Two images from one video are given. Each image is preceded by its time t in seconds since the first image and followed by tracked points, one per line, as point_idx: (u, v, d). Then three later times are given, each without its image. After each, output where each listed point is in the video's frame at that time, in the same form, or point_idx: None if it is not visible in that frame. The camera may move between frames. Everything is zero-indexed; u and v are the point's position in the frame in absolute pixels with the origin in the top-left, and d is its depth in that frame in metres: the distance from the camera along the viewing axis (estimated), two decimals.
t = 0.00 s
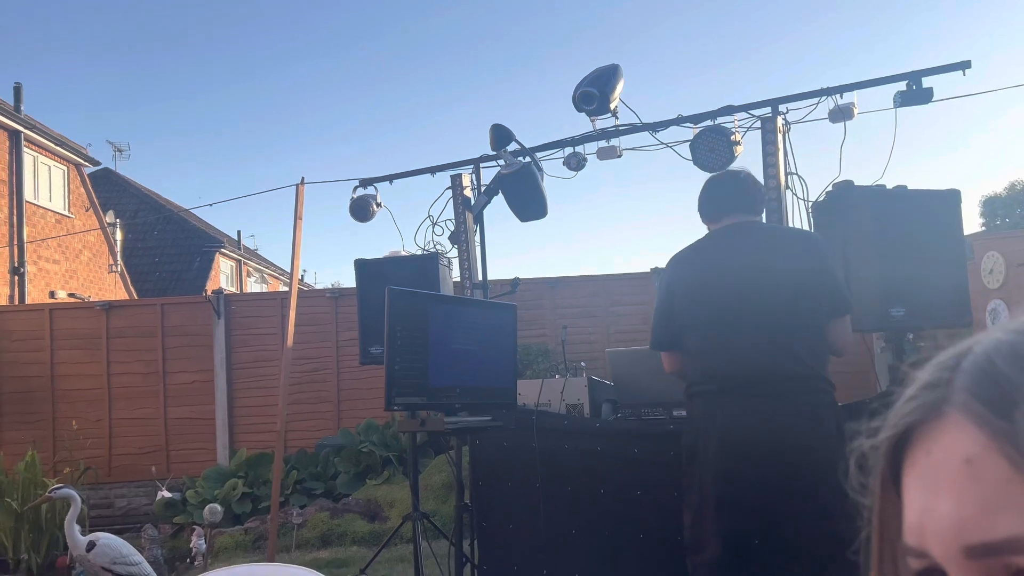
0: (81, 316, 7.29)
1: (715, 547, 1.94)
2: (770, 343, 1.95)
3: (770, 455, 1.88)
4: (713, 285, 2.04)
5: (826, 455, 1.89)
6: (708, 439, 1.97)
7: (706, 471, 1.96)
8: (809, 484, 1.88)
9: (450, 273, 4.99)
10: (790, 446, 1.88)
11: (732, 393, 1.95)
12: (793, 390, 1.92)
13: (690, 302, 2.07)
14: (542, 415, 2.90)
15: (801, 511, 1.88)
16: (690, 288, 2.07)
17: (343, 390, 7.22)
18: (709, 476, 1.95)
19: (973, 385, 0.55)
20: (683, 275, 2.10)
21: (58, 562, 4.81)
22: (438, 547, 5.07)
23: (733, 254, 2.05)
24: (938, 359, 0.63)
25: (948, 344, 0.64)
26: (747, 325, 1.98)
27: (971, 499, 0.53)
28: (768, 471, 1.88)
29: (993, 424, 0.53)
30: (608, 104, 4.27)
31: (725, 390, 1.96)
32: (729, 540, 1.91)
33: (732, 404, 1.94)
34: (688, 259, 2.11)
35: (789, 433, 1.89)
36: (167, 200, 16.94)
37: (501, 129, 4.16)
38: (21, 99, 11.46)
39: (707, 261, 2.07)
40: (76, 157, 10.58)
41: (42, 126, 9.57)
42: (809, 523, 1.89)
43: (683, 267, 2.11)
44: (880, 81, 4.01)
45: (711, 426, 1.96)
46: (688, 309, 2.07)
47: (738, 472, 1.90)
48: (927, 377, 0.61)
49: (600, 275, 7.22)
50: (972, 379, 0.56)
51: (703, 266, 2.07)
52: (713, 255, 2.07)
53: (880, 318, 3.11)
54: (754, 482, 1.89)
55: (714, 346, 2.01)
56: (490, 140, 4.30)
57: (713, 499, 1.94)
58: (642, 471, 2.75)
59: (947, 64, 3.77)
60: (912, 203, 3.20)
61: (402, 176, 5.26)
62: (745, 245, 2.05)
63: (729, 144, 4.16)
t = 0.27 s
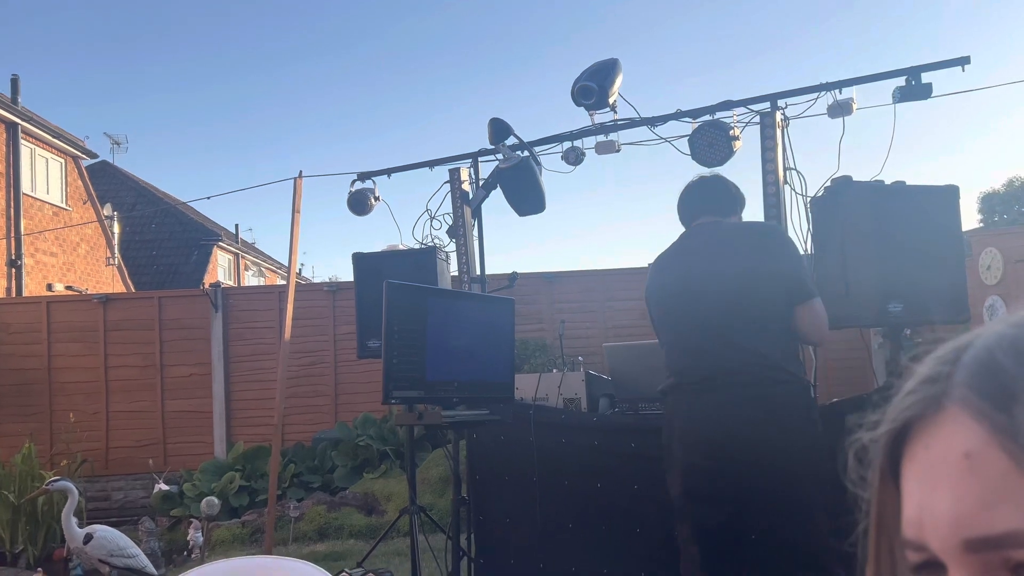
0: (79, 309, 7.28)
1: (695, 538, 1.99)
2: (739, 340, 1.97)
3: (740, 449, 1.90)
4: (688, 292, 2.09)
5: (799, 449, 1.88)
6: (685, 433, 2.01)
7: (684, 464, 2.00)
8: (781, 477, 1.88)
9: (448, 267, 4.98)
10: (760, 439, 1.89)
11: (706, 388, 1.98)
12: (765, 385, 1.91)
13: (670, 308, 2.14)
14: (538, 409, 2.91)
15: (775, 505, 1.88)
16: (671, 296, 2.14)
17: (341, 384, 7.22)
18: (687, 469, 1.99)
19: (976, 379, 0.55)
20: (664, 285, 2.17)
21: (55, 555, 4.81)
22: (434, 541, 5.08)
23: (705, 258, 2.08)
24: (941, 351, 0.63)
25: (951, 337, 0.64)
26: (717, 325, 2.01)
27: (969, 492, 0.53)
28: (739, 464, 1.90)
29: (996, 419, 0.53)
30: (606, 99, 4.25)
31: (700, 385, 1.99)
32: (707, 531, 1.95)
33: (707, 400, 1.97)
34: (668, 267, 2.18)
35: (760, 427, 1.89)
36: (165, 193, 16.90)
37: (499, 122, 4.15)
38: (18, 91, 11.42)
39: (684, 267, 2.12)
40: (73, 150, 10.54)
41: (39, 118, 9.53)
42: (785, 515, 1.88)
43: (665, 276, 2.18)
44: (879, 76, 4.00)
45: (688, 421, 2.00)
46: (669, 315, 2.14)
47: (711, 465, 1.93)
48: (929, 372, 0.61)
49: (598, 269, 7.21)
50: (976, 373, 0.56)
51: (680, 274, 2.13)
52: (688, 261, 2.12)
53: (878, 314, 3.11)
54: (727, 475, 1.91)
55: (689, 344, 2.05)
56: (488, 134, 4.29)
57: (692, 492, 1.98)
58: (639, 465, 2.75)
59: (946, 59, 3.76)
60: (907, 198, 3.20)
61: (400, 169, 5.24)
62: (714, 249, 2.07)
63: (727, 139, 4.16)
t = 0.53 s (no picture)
0: (74, 302, 7.25)
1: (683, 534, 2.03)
2: (723, 340, 1.98)
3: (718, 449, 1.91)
4: (676, 300, 2.11)
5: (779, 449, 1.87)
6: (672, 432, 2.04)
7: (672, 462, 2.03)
8: (762, 478, 1.88)
9: (445, 263, 4.97)
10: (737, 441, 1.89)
11: (690, 388, 2.00)
12: (746, 383, 1.92)
13: (661, 316, 2.17)
14: (535, 405, 2.91)
15: (756, 504, 1.88)
16: (661, 307, 2.16)
17: (337, 379, 7.22)
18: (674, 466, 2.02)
19: (980, 370, 0.56)
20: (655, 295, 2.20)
21: (50, 548, 4.80)
22: (429, 535, 5.09)
23: (690, 264, 2.11)
24: (943, 343, 0.64)
25: (954, 329, 0.64)
26: (702, 328, 2.03)
27: (972, 483, 0.53)
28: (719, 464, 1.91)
29: (999, 410, 0.54)
30: (604, 95, 4.25)
31: (685, 387, 2.02)
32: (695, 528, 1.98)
33: (691, 399, 1.99)
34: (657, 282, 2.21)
35: (739, 428, 1.90)
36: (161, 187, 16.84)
37: (496, 118, 4.14)
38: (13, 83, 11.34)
39: (671, 276, 2.16)
40: (68, 143, 10.49)
41: (34, 111, 9.48)
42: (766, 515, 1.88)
43: (657, 286, 2.22)
44: (877, 74, 4.01)
45: (675, 419, 2.03)
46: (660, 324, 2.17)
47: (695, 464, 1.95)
48: (933, 363, 0.62)
49: (595, 266, 7.22)
50: (981, 364, 0.56)
51: (668, 284, 2.16)
52: (675, 270, 2.15)
53: (874, 312, 3.12)
54: (709, 474, 1.93)
55: (677, 347, 2.08)
56: (486, 129, 4.28)
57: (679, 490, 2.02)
58: (636, 461, 2.75)
59: (944, 57, 3.77)
60: (903, 196, 3.21)
61: (397, 164, 5.23)
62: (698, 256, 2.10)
63: (725, 136, 4.16)
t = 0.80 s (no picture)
0: (67, 298, 7.22)
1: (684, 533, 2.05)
2: (720, 340, 2.00)
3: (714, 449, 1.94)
4: (673, 302, 2.13)
5: (778, 449, 1.89)
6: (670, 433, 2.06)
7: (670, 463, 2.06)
8: (759, 478, 1.89)
9: (439, 261, 4.97)
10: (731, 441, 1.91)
11: (687, 387, 2.02)
12: (741, 379, 1.94)
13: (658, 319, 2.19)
14: (530, 404, 2.92)
15: (755, 505, 1.90)
16: (659, 309, 2.19)
17: (331, 376, 7.22)
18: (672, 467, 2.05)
19: (978, 367, 0.57)
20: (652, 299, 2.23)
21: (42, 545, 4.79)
22: (424, 533, 5.11)
23: (686, 265, 2.14)
24: (943, 339, 0.65)
25: (953, 325, 0.65)
26: (701, 328, 2.04)
27: (970, 477, 0.54)
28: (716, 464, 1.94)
29: (997, 405, 0.55)
30: (600, 94, 4.26)
31: (681, 386, 2.04)
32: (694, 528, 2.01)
33: (689, 398, 2.02)
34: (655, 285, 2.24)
35: (734, 428, 1.92)
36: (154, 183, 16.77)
37: (492, 116, 4.14)
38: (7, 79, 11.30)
39: (667, 278, 2.18)
40: (61, 138, 10.43)
41: (27, 106, 9.42)
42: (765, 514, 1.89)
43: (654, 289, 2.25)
44: (871, 75, 4.03)
45: (672, 420, 2.06)
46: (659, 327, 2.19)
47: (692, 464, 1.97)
48: (932, 359, 0.63)
49: (590, 264, 7.23)
50: (978, 360, 0.57)
51: (666, 288, 2.18)
52: (671, 272, 2.18)
53: (867, 312, 3.14)
54: (706, 474, 1.95)
55: (673, 347, 2.11)
56: (482, 128, 4.28)
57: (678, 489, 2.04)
58: (630, 459, 2.77)
59: (938, 59, 3.79)
60: (897, 196, 3.22)
61: (392, 162, 5.23)
62: (693, 257, 2.12)
63: (720, 135, 4.17)
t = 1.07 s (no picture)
0: (61, 297, 7.19)
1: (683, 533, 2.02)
2: (741, 338, 1.98)
3: (727, 445, 1.92)
4: (685, 298, 2.13)
5: (791, 450, 1.89)
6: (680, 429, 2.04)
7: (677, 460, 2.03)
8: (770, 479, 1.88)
9: (434, 261, 4.96)
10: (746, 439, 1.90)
11: (700, 383, 2.01)
12: (759, 379, 1.93)
13: (668, 315, 2.19)
14: (524, 404, 2.92)
15: (764, 504, 1.89)
16: (669, 306, 2.18)
17: (326, 376, 7.20)
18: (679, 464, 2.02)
19: (972, 370, 0.57)
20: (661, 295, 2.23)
21: (34, 545, 4.77)
22: (418, 533, 5.10)
23: (696, 261, 2.13)
24: (938, 341, 0.65)
25: (946, 328, 0.65)
26: (719, 325, 2.03)
27: (962, 480, 0.54)
28: (727, 462, 1.92)
29: (989, 409, 0.54)
30: (596, 95, 4.26)
31: (694, 382, 2.02)
32: (696, 528, 1.98)
33: (703, 396, 1.99)
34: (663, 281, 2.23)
35: (750, 425, 1.91)
36: (149, 181, 16.71)
37: (488, 116, 4.14)
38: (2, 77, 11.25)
39: (677, 275, 2.17)
40: (56, 136, 10.38)
41: (21, 104, 9.37)
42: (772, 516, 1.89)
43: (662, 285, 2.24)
44: (866, 77, 4.04)
45: (682, 416, 2.04)
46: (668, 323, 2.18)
47: (703, 460, 1.95)
48: (927, 362, 0.63)
49: (585, 265, 7.23)
50: (972, 363, 0.57)
51: (675, 284, 2.18)
52: (681, 268, 2.17)
53: (860, 313, 3.15)
54: (716, 471, 1.93)
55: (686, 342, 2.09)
56: (477, 128, 4.28)
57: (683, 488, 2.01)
58: (624, 460, 2.76)
59: (932, 61, 3.80)
60: (890, 198, 3.24)
61: (387, 162, 5.22)
62: (705, 252, 2.11)
63: (716, 136, 4.17)
